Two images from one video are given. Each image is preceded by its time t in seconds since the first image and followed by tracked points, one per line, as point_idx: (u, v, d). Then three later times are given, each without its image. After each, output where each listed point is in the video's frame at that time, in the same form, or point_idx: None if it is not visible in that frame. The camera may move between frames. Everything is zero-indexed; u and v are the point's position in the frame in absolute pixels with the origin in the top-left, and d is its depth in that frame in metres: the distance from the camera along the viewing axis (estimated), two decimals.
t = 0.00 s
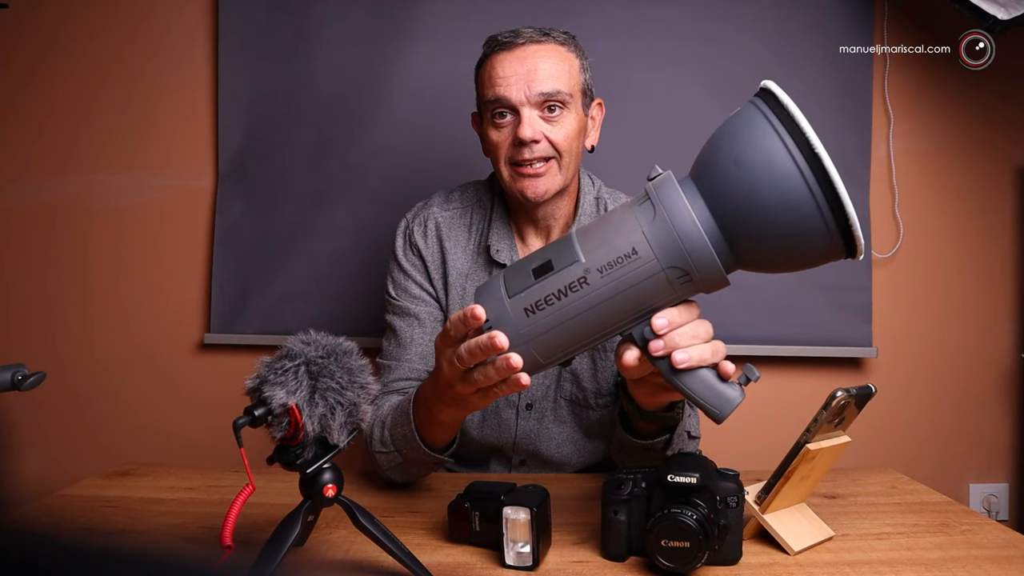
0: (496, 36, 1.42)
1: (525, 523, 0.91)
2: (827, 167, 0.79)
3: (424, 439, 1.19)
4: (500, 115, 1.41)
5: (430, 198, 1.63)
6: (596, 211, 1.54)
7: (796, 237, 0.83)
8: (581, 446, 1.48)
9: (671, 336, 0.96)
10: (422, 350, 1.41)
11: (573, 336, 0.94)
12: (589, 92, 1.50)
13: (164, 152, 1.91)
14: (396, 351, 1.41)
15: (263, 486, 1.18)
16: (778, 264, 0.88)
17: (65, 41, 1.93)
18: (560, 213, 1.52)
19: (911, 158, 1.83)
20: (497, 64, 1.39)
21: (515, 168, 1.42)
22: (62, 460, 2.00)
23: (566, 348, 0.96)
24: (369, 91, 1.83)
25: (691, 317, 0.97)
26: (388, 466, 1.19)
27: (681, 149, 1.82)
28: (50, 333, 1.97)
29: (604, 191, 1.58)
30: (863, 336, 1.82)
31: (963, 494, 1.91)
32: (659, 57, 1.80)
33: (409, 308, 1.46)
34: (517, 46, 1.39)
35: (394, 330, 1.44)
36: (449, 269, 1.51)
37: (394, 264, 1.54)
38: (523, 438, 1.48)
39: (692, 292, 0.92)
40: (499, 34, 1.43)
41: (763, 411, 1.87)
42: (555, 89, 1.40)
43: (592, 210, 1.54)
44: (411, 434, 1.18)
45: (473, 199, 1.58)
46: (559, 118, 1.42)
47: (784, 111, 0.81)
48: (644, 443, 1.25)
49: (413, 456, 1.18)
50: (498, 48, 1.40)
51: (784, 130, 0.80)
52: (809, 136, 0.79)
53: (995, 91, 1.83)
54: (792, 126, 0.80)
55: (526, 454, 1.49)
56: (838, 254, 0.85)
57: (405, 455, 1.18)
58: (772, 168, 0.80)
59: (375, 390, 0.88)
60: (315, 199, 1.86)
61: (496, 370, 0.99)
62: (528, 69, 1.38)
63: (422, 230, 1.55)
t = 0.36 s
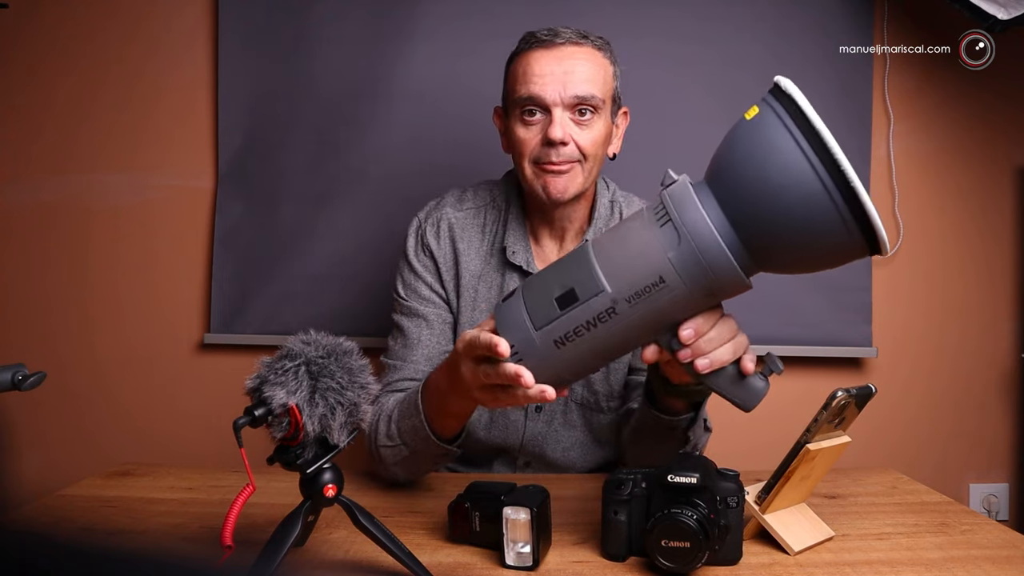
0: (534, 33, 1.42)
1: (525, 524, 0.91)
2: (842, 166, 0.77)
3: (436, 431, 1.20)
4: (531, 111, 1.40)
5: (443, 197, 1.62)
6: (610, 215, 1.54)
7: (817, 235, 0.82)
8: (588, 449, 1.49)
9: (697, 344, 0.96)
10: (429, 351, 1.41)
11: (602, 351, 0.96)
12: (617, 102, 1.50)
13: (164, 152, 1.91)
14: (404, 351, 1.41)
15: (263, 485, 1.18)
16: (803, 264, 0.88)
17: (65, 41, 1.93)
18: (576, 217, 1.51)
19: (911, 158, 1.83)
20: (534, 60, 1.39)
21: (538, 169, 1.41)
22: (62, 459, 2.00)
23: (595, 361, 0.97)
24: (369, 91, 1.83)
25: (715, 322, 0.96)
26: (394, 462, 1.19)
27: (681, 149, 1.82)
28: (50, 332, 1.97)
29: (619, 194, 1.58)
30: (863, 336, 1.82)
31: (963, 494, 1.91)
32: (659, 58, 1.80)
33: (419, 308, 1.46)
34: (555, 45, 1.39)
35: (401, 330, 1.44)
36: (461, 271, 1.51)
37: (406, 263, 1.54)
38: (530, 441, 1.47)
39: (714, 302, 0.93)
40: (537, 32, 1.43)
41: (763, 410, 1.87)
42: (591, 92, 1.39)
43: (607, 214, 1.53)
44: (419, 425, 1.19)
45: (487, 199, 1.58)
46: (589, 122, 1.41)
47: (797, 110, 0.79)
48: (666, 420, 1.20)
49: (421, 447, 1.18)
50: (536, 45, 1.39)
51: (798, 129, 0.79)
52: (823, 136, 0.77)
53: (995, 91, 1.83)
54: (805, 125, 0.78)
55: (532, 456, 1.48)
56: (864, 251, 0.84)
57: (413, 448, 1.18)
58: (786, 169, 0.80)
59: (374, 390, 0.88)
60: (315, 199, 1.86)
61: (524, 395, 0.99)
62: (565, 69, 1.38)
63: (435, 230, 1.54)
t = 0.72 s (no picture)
0: (531, 34, 1.42)
1: (525, 524, 0.91)
2: (845, 180, 0.75)
3: (438, 434, 1.19)
4: (528, 112, 1.40)
5: (441, 196, 1.61)
6: (608, 214, 1.54)
7: (821, 249, 0.80)
8: (587, 449, 1.49)
9: (704, 359, 0.95)
10: (427, 352, 1.42)
11: (609, 368, 0.96)
12: (614, 102, 1.49)
13: (165, 152, 1.91)
14: (401, 352, 1.42)
15: (263, 485, 1.18)
16: (809, 279, 0.86)
17: (65, 41, 1.93)
18: (574, 216, 1.50)
19: (911, 158, 1.83)
20: (531, 60, 1.39)
21: (535, 169, 1.41)
22: (62, 459, 2.00)
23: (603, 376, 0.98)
24: (369, 91, 1.83)
25: (721, 337, 0.96)
26: (396, 463, 1.19)
27: (681, 149, 1.82)
28: (50, 332, 1.97)
29: (616, 194, 1.58)
30: (863, 336, 1.82)
31: (963, 494, 1.91)
32: (659, 58, 1.80)
33: (416, 309, 1.46)
34: (553, 45, 1.39)
35: (399, 330, 1.45)
36: (458, 271, 1.51)
37: (403, 263, 1.54)
38: (528, 441, 1.47)
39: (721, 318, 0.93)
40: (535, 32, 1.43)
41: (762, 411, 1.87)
42: (588, 93, 1.39)
43: (603, 213, 1.54)
44: (422, 428, 1.18)
45: (485, 198, 1.58)
46: (587, 123, 1.41)
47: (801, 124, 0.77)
48: (671, 421, 1.20)
49: (425, 448, 1.18)
50: (533, 45, 1.39)
51: (801, 144, 0.77)
52: (826, 149, 0.75)
53: (995, 91, 1.83)
54: (808, 138, 0.77)
55: (530, 456, 1.49)
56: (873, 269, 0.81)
57: (415, 450, 1.18)
58: (788, 184, 0.78)
59: (374, 390, 0.88)
60: (315, 199, 1.86)
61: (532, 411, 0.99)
62: (562, 70, 1.38)
63: (432, 230, 1.54)
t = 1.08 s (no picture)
0: (531, 33, 1.41)
1: (525, 524, 0.91)
2: (851, 191, 0.74)
3: (445, 436, 1.18)
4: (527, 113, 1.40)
5: (441, 196, 1.61)
6: (607, 214, 1.54)
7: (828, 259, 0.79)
8: (586, 449, 1.49)
9: (714, 366, 0.96)
10: (428, 352, 1.42)
11: (617, 379, 0.96)
12: (613, 102, 1.49)
13: (165, 152, 1.91)
14: (403, 351, 1.42)
15: (263, 486, 1.18)
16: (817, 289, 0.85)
17: (65, 41, 1.93)
18: (574, 216, 1.50)
19: (911, 158, 1.83)
20: (530, 60, 1.39)
21: (535, 169, 1.41)
22: (62, 459, 2.00)
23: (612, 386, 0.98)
24: (369, 91, 1.83)
25: (730, 344, 0.96)
26: (399, 463, 1.19)
27: (681, 150, 1.82)
28: (50, 332, 1.97)
29: (616, 193, 1.58)
30: (863, 336, 1.82)
31: (963, 494, 1.91)
32: (659, 58, 1.80)
33: (417, 308, 1.46)
34: (553, 45, 1.39)
35: (400, 330, 1.45)
36: (459, 271, 1.51)
37: (404, 263, 1.54)
38: (528, 441, 1.47)
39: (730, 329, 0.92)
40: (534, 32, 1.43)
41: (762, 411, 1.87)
42: (587, 94, 1.39)
43: (604, 213, 1.54)
44: (427, 429, 1.18)
45: (484, 198, 1.58)
46: (587, 123, 1.41)
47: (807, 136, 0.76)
48: (676, 421, 1.19)
49: (430, 451, 1.18)
50: (533, 45, 1.39)
51: (808, 156, 0.76)
52: (832, 162, 0.74)
53: (994, 91, 1.83)
54: (814, 151, 0.76)
55: (530, 456, 1.49)
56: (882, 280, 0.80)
57: (419, 451, 1.18)
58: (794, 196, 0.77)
59: (374, 391, 0.88)
60: (315, 199, 1.86)
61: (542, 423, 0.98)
62: (562, 70, 1.38)
63: (433, 230, 1.54)
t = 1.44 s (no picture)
0: (533, 34, 1.43)
1: (524, 524, 0.91)
2: (863, 203, 0.74)
3: (452, 433, 1.19)
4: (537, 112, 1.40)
5: (441, 196, 1.61)
6: (606, 213, 1.54)
7: (834, 272, 0.79)
8: (586, 449, 1.49)
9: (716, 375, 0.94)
10: (428, 352, 1.42)
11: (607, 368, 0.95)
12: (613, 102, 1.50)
13: (165, 152, 1.91)
14: (403, 351, 1.42)
15: (263, 486, 1.18)
16: (820, 301, 0.85)
17: (65, 41, 1.93)
18: (575, 215, 1.50)
19: (911, 158, 1.83)
20: (536, 58, 1.39)
21: (545, 169, 1.40)
22: (62, 459, 2.00)
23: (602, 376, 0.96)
24: (369, 91, 1.83)
25: (733, 354, 0.95)
26: (402, 460, 1.19)
27: (681, 149, 1.82)
28: (50, 332, 1.97)
29: (615, 193, 1.58)
30: (863, 336, 1.82)
31: (963, 494, 1.91)
32: (659, 59, 1.80)
33: (417, 309, 1.46)
34: (558, 44, 1.40)
35: (400, 330, 1.45)
36: (458, 271, 1.51)
37: (404, 262, 1.54)
38: (528, 441, 1.47)
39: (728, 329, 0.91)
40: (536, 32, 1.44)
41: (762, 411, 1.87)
42: (595, 91, 1.39)
43: (603, 212, 1.54)
44: (435, 427, 1.18)
45: (484, 198, 1.58)
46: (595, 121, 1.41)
47: (818, 135, 0.78)
48: (677, 423, 1.19)
49: (436, 449, 1.18)
50: (537, 43, 1.40)
51: (825, 169, 0.76)
52: (839, 158, 0.75)
53: (994, 91, 1.83)
54: (829, 158, 0.76)
55: (530, 456, 1.49)
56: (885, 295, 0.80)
57: (425, 448, 1.18)
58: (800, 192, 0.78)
59: (374, 391, 0.88)
60: (315, 199, 1.86)
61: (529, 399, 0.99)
62: (569, 69, 1.38)
63: (433, 230, 1.54)
